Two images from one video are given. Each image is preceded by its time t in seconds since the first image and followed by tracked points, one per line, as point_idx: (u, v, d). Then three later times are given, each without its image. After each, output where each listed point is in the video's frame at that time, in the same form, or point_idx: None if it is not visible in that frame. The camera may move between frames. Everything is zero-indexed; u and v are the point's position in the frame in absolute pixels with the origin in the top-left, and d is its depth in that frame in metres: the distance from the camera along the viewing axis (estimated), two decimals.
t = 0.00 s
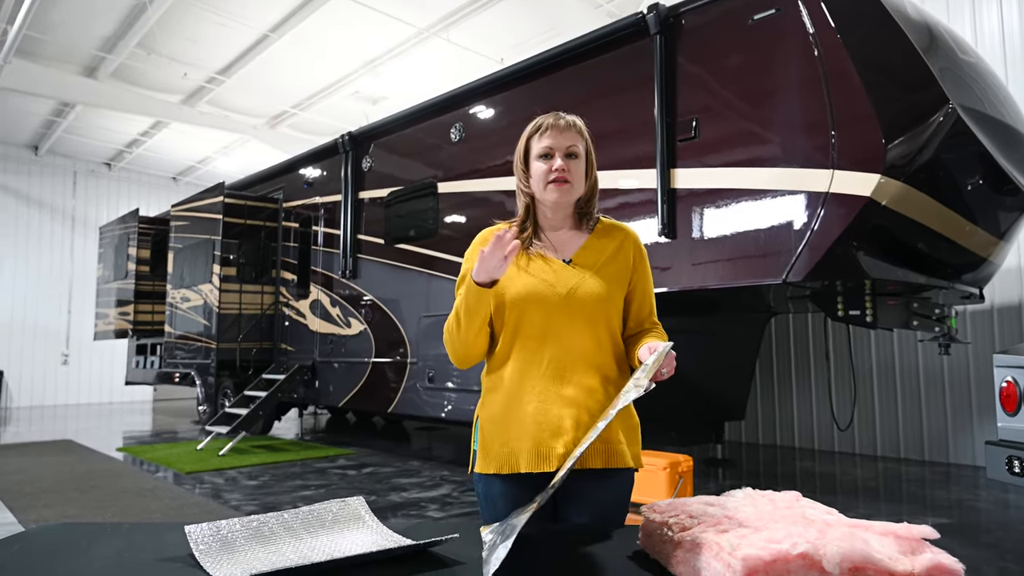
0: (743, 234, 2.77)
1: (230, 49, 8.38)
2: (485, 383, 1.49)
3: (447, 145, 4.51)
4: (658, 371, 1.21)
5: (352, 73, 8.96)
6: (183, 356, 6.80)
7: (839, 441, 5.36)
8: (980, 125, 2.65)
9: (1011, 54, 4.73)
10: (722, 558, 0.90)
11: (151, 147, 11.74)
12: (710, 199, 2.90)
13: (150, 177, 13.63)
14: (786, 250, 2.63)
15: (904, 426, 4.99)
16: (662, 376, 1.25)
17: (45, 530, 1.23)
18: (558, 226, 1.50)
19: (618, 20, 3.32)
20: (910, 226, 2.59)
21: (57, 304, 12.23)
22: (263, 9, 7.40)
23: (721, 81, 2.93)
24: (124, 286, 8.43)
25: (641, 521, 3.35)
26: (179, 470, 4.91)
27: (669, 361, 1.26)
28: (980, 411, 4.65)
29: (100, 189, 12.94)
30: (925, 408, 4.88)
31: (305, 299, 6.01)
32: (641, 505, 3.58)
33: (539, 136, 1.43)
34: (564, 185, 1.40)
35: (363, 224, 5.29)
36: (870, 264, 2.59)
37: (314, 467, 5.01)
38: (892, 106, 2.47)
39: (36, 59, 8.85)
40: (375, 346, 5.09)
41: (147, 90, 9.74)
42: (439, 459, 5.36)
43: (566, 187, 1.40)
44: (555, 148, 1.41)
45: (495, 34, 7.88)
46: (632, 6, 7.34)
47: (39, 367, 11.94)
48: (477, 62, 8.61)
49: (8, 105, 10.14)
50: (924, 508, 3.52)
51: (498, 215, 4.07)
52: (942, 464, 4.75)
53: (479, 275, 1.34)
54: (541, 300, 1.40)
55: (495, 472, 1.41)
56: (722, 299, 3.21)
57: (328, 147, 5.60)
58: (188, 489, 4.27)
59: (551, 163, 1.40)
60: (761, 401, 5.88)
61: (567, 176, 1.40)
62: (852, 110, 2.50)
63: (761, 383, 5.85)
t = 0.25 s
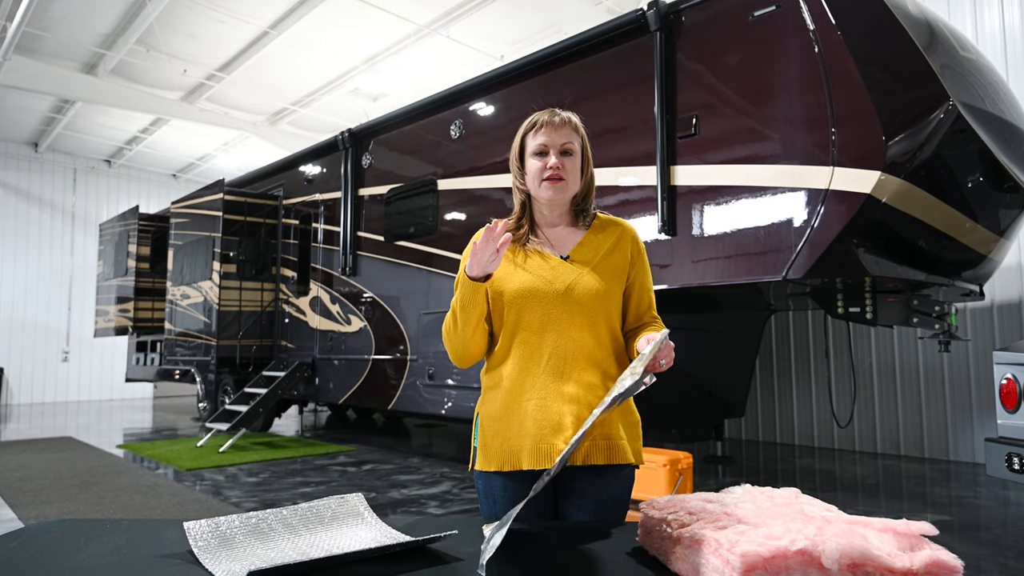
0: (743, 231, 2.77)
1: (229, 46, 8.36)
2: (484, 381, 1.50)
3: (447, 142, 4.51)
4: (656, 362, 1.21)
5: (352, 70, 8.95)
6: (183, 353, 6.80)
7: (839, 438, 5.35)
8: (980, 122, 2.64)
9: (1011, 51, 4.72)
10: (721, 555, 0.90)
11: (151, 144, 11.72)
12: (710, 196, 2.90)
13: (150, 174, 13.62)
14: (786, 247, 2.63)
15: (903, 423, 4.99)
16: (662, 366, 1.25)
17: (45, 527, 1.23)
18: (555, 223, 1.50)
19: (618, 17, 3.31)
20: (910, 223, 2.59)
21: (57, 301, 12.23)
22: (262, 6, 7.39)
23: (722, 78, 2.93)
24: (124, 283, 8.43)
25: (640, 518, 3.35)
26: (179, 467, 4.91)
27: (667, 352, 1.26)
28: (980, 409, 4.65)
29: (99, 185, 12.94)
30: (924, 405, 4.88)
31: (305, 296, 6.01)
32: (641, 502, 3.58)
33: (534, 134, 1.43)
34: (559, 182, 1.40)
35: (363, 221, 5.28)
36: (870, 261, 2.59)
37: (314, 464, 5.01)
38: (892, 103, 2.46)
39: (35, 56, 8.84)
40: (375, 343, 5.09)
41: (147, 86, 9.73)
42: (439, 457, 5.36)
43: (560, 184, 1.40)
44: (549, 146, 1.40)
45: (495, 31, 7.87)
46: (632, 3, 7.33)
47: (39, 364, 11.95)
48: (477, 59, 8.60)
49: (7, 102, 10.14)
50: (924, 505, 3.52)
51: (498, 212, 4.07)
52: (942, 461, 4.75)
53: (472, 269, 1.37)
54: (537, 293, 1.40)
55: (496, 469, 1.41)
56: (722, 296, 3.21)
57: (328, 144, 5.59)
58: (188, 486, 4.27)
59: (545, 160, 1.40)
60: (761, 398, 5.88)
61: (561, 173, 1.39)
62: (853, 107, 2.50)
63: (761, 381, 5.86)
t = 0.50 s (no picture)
0: (743, 229, 2.76)
1: (229, 43, 8.35)
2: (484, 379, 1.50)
3: (447, 140, 4.50)
4: (657, 357, 1.22)
5: (352, 68, 8.94)
6: (183, 350, 6.80)
7: (838, 437, 5.36)
8: (981, 120, 2.64)
9: (1012, 49, 4.71)
10: (719, 553, 0.90)
11: (151, 142, 11.72)
12: (710, 194, 2.90)
13: (150, 172, 13.61)
14: (786, 245, 2.62)
15: (903, 422, 4.99)
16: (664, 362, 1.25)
17: (44, 524, 1.23)
18: (555, 221, 1.49)
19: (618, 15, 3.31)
20: (910, 222, 2.59)
21: (57, 299, 12.24)
22: (262, 3, 7.37)
23: (722, 76, 2.92)
24: (123, 280, 8.43)
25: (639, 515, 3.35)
26: (179, 465, 4.91)
27: (669, 348, 1.26)
28: (980, 407, 4.65)
29: (99, 183, 12.94)
30: (924, 404, 4.88)
31: (304, 294, 6.01)
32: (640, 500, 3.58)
33: (530, 132, 1.42)
34: (555, 180, 1.39)
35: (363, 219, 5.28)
36: (870, 259, 2.59)
37: (314, 461, 5.01)
38: (893, 101, 2.46)
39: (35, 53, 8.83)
40: (375, 341, 5.09)
41: (147, 84, 9.72)
42: (438, 454, 5.36)
43: (557, 182, 1.39)
44: (545, 143, 1.40)
45: (495, 29, 7.86)
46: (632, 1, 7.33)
47: (39, 362, 11.95)
48: (478, 56, 8.59)
49: (7, 99, 10.13)
50: (923, 503, 3.52)
51: (498, 210, 4.07)
52: (942, 459, 4.75)
53: (480, 274, 1.34)
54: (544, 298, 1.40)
55: (496, 468, 1.41)
56: (722, 294, 3.21)
57: (328, 142, 5.59)
58: (188, 484, 4.28)
59: (541, 158, 1.40)
60: (761, 396, 5.88)
61: (558, 171, 1.39)
62: (853, 105, 2.49)
63: (761, 379, 5.86)
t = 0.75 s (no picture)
0: (743, 228, 2.76)
1: (229, 41, 8.35)
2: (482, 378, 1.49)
3: (447, 139, 4.50)
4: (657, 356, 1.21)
5: (352, 67, 8.93)
6: (183, 349, 6.80)
7: (838, 436, 5.35)
8: (981, 120, 2.63)
9: (1012, 49, 4.71)
10: (719, 553, 0.90)
11: (151, 140, 11.71)
12: (711, 193, 2.90)
13: (150, 170, 13.61)
14: (786, 245, 2.62)
15: (903, 421, 4.99)
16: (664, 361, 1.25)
17: (42, 523, 1.22)
18: (556, 220, 1.49)
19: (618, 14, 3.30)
20: (910, 221, 2.59)
21: (57, 297, 12.24)
22: (262, 2, 7.37)
23: (722, 76, 2.92)
24: (123, 279, 8.42)
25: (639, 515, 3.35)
26: (179, 463, 4.91)
27: (669, 346, 1.26)
28: (980, 407, 4.64)
29: (99, 181, 12.93)
30: (923, 403, 4.88)
31: (304, 293, 6.00)
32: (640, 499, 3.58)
33: (530, 132, 1.42)
34: (556, 181, 1.39)
35: (363, 218, 5.28)
36: (870, 259, 2.59)
37: (314, 460, 5.01)
38: (893, 100, 2.45)
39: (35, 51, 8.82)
40: (374, 340, 5.09)
41: (147, 82, 9.72)
42: (438, 453, 5.36)
43: (557, 183, 1.39)
44: (545, 144, 1.40)
45: (495, 28, 7.86)
46: None
47: (39, 360, 11.95)
48: (478, 55, 8.59)
49: (7, 97, 10.13)
50: (922, 503, 3.52)
51: (498, 209, 4.07)
52: (941, 459, 4.75)
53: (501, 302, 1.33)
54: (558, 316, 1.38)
55: (495, 466, 1.41)
56: (722, 293, 3.21)
57: (328, 140, 5.58)
58: (187, 482, 4.28)
59: (542, 158, 1.39)
60: (761, 396, 5.88)
61: (558, 172, 1.39)
62: (853, 104, 2.49)
63: (761, 379, 5.86)
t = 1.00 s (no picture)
0: (743, 228, 2.76)
1: (229, 41, 8.34)
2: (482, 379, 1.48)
3: (447, 139, 4.49)
4: (657, 355, 1.21)
5: (352, 66, 8.92)
6: (182, 349, 6.79)
7: (838, 436, 5.35)
8: (981, 120, 2.63)
9: (1012, 49, 4.71)
10: (719, 554, 0.89)
11: (150, 140, 11.70)
12: (710, 193, 2.90)
13: (149, 170, 13.60)
14: (786, 245, 2.62)
15: (902, 421, 4.99)
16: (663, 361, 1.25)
17: (42, 523, 1.22)
18: (557, 221, 1.48)
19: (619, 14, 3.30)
20: (910, 221, 2.58)
21: (56, 297, 12.23)
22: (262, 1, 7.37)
23: (722, 76, 2.92)
24: (122, 278, 8.41)
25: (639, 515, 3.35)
26: (178, 463, 4.91)
27: (669, 345, 1.26)
28: (979, 407, 4.64)
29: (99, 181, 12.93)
30: (923, 403, 4.88)
31: (304, 293, 6.00)
32: (640, 499, 3.58)
33: (533, 131, 1.42)
34: (558, 181, 1.39)
35: (363, 218, 5.27)
36: (870, 259, 2.59)
37: (313, 460, 5.00)
38: (893, 100, 2.45)
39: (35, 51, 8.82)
40: (374, 340, 5.09)
41: (147, 82, 9.71)
42: (437, 453, 5.36)
43: (559, 183, 1.39)
44: (548, 144, 1.40)
45: (495, 27, 7.86)
46: None
47: (38, 360, 11.95)
48: (478, 55, 8.59)
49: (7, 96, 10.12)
50: (922, 503, 3.52)
51: (498, 208, 4.07)
52: (941, 459, 4.75)
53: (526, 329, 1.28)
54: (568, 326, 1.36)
55: (495, 467, 1.41)
56: (722, 293, 3.20)
57: (328, 139, 5.58)
58: (187, 482, 4.28)
59: (544, 158, 1.40)
60: (760, 396, 5.88)
61: (561, 172, 1.39)
62: (853, 105, 2.49)
63: (761, 379, 5.86)
